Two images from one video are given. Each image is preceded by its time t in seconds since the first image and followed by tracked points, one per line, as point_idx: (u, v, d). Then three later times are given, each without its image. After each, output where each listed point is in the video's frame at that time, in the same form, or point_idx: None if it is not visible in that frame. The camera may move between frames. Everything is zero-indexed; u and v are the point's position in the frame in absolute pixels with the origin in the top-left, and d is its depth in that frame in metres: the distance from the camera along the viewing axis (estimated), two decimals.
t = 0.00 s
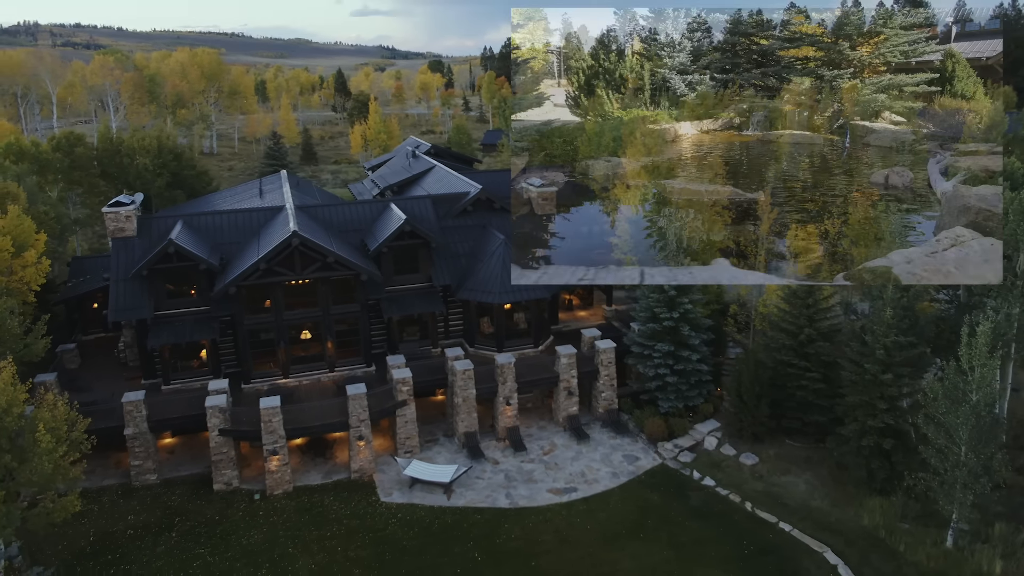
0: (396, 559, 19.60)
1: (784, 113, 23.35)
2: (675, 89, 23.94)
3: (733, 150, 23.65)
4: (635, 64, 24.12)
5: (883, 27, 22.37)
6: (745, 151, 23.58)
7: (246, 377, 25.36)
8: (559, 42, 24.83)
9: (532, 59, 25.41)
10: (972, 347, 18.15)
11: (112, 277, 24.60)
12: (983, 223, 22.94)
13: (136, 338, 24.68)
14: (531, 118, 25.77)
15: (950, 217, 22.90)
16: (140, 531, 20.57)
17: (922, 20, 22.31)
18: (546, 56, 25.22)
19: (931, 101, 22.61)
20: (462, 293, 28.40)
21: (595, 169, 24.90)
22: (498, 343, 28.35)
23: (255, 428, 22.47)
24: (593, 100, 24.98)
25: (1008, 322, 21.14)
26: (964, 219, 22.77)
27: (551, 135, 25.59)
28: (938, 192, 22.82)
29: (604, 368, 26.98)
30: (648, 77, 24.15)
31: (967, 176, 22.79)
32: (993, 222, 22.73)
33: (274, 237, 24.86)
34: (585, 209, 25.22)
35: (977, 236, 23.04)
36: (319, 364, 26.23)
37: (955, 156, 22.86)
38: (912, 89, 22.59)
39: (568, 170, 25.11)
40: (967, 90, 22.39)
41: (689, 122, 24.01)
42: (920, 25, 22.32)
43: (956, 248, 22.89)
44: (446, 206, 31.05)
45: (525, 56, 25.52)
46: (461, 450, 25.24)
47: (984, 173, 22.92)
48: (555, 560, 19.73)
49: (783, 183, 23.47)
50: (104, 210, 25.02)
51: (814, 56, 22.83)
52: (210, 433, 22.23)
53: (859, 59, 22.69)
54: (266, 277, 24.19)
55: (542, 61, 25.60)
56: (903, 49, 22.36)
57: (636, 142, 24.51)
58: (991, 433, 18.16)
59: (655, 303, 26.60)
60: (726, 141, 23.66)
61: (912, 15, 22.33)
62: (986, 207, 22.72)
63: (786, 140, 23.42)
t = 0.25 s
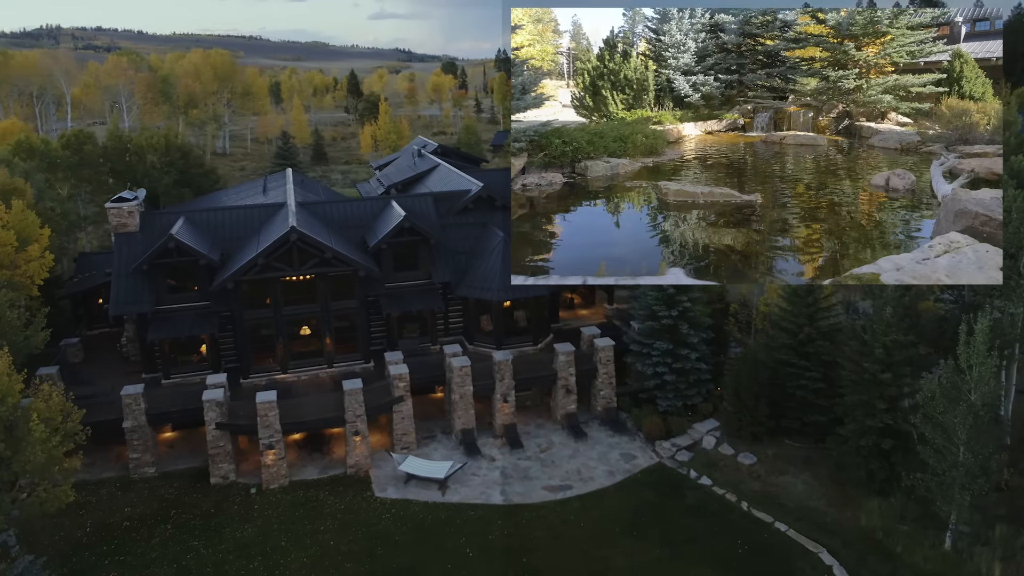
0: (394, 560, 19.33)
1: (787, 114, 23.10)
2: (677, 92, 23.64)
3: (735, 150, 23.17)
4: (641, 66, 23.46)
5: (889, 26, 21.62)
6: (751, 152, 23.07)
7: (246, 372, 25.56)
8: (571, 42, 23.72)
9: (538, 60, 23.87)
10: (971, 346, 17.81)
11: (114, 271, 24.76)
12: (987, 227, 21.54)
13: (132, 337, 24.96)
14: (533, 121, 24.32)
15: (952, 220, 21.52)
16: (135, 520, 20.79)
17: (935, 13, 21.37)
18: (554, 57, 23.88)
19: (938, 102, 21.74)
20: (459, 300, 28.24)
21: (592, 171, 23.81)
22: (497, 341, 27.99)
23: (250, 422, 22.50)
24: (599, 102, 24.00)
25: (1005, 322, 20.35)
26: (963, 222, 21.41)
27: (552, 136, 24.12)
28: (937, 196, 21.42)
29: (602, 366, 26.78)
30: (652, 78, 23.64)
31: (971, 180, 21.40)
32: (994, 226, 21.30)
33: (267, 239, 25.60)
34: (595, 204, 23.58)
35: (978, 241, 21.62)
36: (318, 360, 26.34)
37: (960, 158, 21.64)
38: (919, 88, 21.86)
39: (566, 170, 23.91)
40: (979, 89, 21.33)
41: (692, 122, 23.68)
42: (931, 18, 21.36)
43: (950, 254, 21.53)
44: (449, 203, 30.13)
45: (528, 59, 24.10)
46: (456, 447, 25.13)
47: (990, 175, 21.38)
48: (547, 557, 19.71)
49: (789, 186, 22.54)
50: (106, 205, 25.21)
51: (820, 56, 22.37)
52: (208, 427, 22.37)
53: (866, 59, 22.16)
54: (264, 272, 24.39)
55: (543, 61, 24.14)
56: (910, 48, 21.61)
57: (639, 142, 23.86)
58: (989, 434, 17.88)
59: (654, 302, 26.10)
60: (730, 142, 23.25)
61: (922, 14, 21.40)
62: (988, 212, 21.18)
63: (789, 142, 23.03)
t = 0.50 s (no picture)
0: (386, 558, 18.20)
1: (789, 115, 19.06)
2: (680, 92, 18.88)
3: (733, 156, 18.63)
4: (646, 66, 18.39)
5: (895, 26, 17.95)
6: (743, 159, 18.58)
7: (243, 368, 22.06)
8: (580, 40, 18.42)
9: (543, 53, 18.85)
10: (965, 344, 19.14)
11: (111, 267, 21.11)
12: (989, 240, 18.51)
13: (123, 344, 21.50)
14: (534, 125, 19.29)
15: (942, 227, 18.21)
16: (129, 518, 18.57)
17: (940, 6, 17.75)
18: (562, 52, 18.61)
19: (943, 103, 18.90)
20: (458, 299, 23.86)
21: (592, 176, 18.66)
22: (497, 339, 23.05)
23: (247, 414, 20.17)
24: (606, 104, 18.86)
25: (1009, 323, 19.17)
26: (955, 227, 18.14)
27: (550, 138, 18.93)
28: (936, 199, 18.14)
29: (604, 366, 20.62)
30: (656, 78, 18.70)
31: (973, 183, 18.64)
32: (990, 232, 18.18)
33: (270, 226, 21.80)
34: (594, 207, 18.35)
35: (970, 249, 18.53)
36: (315, 354, 22.58)
37: (963, 159, 18.78)
38: (923, 95, 18.78)
39: (565, 168, 18.75)
40: (984, 95, 18.67)
41: (692, 123, 19.02)
42: (936, 17, 17.74)
43: (941, 261, 18.26)
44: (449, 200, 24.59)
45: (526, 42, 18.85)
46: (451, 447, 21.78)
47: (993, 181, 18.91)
48: (535, 555, 20.47)
49: (789, 184, 18.25)
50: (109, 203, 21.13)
51: (825, 57, 18.50)
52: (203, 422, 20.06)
53: (867, 62, 18.41)
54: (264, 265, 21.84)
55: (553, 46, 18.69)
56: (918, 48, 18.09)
57: (638, 144, 18.74)
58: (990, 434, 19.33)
59: (651, 301, 19.90)
60: (735, 143, 18.85)
61: (929, 13, 17.72)
62: (983, 217, 18.12)
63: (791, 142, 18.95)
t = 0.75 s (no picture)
0: (379, 556, 7.14)
1: (794, 113, 7.76)
2: (681, 91, 7.81)
3: (742, 161, 7.58)
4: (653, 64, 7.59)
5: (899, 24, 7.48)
6: (759, 161, 7.58)
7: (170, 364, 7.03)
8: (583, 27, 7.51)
9: (546, 51, 7.33)
10: None
11: None
12: (988, 246, 7.34)
13: (127, 343, 6.85)
14: (517, 116, 7.49)
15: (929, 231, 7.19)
16: (129, 516, 7.01)
17: None
18: (569, 56, 7.45)
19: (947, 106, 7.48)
20: (456, 299, 7.39)
21: (584, 178, 7.70)
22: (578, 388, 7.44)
23: (239, 407, 6.94)
24: (609, 104, 7.72)
25: None
26: (944, 235, 7.17)
27: (546, 136, 7.58)
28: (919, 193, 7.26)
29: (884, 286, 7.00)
30: (656, 77, 7.70)
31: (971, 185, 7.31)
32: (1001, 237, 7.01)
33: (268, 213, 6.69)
34: (598, 202, 7.56)
35: (956, 250, 7.22)
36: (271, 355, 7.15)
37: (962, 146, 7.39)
38: (926, 97, 7.59)
39: (561, 172, 7.69)
40: (995, 99, 7.40)
41: (695, 118, 7.81)
42: (946, 15, 7.32)
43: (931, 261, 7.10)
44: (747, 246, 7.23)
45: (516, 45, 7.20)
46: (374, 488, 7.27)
47: (1002, 181, 7.45)
48: None
49: (797, 193, 7.44)
50: None
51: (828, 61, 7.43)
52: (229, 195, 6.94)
53: (867, 65, 7.51)
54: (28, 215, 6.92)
55: (265, 89, 6.99)
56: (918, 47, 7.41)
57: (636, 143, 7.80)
58: None
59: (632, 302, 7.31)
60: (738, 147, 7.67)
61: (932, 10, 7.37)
62: (979, 221, 7.26)
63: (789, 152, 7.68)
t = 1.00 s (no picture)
0: (371, 533, 6.55)
1: (797, 115, 7.45)
2: (683, 92, 7.46)
3: (744, 162, 7.20)
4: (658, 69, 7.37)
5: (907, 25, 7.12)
6: (763, 162, 7.16)
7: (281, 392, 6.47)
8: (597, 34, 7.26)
9: (555, 52, 6.92)
10: None
11: None
12: (981, 254, 6.85)
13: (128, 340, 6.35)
14: (519, 115, 6.95)
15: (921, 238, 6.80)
16: (128, 511, 6.53)
17: None
18: (577, 57, 7.08)
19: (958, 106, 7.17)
20: (455, 299, 6.66)
21: (581, 180, 7.18)
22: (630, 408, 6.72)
23: (236, 402, 6.43)
24: (614, 106, 7.34)
25: None
26: (937, 238, 6.72)
27: (544, 136, 7.08)
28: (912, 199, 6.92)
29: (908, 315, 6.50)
30: (659, 77, 7.36)
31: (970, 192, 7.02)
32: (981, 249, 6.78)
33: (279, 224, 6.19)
34: (597, 205, 7.07)
35: (947, 257, 6.71)
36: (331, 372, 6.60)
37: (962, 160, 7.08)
38: (933, 97, 7.24)
39: (560, 173, 7.15)
40: (1004, 100, 7.09)
41: (698, 119, 7.46)
42: (952, 13, 6.86)
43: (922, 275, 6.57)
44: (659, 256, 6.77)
45: (522, 47, 6.71)
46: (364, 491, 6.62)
47: (1006, 185, 7.07)
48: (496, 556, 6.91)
49: (802, 197, 6.94)
50: None
51: (835, 59, 7.32)
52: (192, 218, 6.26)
53: (871, 67, 7.27)
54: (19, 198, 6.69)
55: (278, 95, 6.43)
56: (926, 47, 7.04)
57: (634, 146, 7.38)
58: None
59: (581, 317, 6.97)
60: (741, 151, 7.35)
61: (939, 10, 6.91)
62: (972, 227, 6.82)
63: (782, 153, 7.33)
